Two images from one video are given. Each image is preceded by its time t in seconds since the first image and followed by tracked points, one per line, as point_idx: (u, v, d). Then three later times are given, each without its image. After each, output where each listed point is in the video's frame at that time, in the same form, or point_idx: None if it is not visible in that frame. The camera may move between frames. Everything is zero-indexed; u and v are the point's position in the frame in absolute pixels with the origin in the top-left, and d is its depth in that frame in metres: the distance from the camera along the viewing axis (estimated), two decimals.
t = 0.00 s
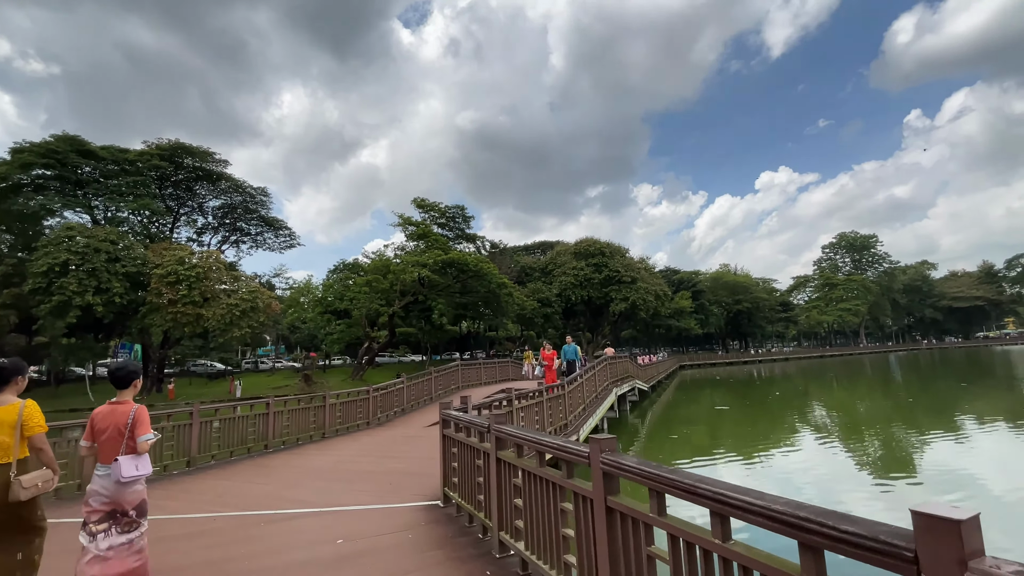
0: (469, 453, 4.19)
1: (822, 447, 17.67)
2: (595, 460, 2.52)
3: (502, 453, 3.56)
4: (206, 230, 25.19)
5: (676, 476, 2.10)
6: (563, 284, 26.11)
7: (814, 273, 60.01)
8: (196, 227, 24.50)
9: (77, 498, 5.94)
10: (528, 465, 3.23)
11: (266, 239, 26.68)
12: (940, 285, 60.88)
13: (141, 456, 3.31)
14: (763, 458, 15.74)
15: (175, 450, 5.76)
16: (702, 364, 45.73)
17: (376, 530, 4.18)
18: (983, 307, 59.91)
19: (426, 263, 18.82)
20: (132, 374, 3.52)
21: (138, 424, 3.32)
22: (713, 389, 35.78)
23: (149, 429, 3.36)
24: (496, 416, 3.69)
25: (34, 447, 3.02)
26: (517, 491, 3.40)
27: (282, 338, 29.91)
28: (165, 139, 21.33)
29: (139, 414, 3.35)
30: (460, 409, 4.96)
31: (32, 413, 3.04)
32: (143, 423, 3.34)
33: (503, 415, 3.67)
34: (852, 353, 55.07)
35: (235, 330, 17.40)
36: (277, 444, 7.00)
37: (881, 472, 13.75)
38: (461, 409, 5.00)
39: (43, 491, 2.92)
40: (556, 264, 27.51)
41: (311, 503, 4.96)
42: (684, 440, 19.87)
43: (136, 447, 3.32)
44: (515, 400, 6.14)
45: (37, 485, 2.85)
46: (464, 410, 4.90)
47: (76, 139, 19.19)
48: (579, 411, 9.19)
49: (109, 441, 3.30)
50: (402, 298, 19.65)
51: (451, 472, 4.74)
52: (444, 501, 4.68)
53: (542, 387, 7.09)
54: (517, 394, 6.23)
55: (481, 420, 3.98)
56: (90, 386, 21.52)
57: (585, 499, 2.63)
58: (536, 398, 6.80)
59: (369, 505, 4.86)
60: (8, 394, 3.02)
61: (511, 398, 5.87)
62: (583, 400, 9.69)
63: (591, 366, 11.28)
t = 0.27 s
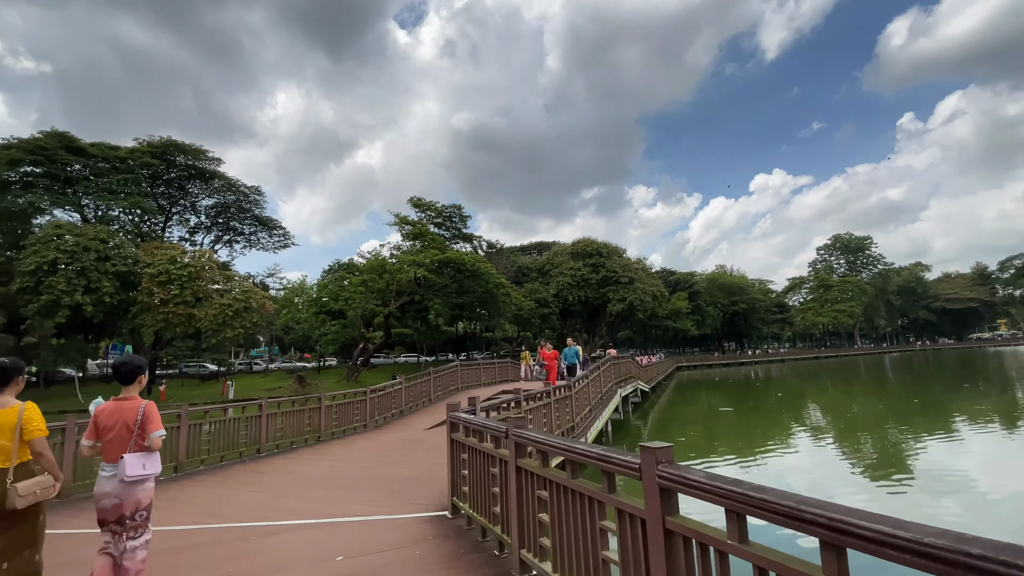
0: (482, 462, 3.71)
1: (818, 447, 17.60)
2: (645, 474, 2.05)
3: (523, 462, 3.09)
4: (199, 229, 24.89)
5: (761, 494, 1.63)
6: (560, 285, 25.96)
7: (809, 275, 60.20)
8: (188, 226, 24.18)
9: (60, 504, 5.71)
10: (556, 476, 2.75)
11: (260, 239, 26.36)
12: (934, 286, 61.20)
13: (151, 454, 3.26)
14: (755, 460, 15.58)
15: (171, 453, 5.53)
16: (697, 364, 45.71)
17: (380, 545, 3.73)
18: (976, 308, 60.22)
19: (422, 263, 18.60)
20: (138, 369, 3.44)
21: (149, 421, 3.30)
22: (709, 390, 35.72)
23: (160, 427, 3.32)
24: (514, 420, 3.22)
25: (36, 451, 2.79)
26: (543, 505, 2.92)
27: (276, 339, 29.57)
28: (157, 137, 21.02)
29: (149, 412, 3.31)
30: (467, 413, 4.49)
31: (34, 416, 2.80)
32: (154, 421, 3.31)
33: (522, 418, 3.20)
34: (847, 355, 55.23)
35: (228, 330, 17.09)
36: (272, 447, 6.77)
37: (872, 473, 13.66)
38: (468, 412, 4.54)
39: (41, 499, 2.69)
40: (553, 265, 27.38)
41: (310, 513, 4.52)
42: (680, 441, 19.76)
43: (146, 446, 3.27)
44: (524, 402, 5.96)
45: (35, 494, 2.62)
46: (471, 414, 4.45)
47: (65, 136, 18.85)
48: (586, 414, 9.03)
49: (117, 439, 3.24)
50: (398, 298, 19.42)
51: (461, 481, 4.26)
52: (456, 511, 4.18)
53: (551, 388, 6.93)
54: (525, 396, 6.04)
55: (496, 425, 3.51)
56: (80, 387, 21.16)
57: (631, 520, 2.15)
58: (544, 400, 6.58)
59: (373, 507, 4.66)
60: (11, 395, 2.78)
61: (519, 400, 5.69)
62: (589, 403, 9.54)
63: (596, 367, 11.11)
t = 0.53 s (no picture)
0: (489, 477, 3.24)
1: (815, 450, 17.53)
2: (707, 507, 1.59)
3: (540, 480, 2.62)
4: (190, 229, 24.58)
5: (890, 545, 1.17)
6: (556, 286, 25.82)
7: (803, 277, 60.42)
8: (180, 225, 23.87)
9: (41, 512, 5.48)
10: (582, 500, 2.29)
11: (253, 238, 26.04)
12: (926, 289, 61.59)
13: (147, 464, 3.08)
14: (751, 462, 15.49)
15: (159, 461, 5.28)
16: (692, 367, 45.69)
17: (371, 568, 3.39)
18: (968, 311, 60.66)
19: (418, 263, 18.37)
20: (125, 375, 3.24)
21: (143, 431, 3.12)
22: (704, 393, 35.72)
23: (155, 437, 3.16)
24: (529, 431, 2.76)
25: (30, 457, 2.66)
26: (566, 532, 2.45)
27: (269, 340, 29.23)
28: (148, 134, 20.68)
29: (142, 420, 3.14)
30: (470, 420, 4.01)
31: (32, 418, 2.69)
32: (148, 426, 3.13)
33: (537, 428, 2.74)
34: (841, 357, 55.45)
35: (219, 331, 16.79)
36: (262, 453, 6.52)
37: (868, 475, 13.59)
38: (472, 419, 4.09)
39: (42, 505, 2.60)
40: (550, 266, 27.22)
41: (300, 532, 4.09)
42: (676, 443, 19.62)
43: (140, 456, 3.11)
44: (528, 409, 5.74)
45: (39, 498, 2.55)
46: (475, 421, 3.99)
47: (54, 133, 18.49)
48: (589, 419, 8.84)
49: (108, 451, 3.04)
50: (393, 299, 19.20)
51: (464, 496, 3.80)
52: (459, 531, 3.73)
53: (555, 394, 6.75)
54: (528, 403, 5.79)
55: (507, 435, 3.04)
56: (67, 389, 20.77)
57: (686, 561, 1.69)
58: (548, 405, 6.41)
59: (368, 519, 4.45)
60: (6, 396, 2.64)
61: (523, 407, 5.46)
62: (591, 407, 9.33)
63: (598, 371, 10.91)
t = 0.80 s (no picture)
0: (502, 495, 2.84)
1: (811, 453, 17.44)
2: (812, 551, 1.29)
3: (570, 503, 2.23)
4: (182, 228, 24.25)
5: None
6: (552, 288, 25.65)
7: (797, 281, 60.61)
8: (171, 225, 23.56)
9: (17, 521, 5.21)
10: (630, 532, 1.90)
11: (245, 238, 25.69)
12: (919, 293, 61.97)
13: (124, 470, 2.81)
14: (744, 464, 15.29)
15: (139, 468, 4.98)
16: (688, 370, 45.64)
17: None
18: (960, 315, 61.06)
19: (413, 264, 18.13)
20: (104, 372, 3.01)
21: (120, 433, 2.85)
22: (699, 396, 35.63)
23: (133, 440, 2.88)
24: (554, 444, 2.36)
25: None
26: (599, 565, 2.09)
27: (261, 341, 28.84)
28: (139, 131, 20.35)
29: (119, 422, 2.87)
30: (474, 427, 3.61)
31: None
32: (125, 428, 2.86)
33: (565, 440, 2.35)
34: (834, 361, 55.61)
35: (209, 332, 16.46)
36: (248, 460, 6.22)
37: (863, 479, 13.43)
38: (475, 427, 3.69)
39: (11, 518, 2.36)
40: (546, 268, 27.05)
41: (289, 549, 3.70)
42: (672, 447, 19.45)
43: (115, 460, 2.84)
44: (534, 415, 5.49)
45: (8, 510, 2.31)
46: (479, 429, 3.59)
47: (42, 128, 18.13)
48: (593, 424, 8.63)
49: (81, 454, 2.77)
50: (387, 300, 18.94)
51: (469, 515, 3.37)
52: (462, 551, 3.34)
53: (560, 397, 6.56)
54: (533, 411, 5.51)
55: (525, 447, 2.64)
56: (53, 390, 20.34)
57: None
58: (555, 410, 6.23)
59: (361, 521, 4.30)
60: None
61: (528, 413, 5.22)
62: (595, 411, 9.12)
63: (601, 374, 10.68)
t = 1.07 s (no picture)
0: (525, 520, 2.36)
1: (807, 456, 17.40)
2: None
3: (615, 532, 1.72)
4: (173, 227, 23.91)
5: None
6: (548, 290, 25.48)
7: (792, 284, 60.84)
8: (162, 223, 23.26)
9: None
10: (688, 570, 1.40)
11: (238, 237, 25.32)
12: (911, 297, 62.41)
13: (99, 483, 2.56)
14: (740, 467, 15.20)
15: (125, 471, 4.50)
16: (683, 372, 45.64)
17: None
18: (952, 319, 61.51)
19: (408, 264, 17.88)
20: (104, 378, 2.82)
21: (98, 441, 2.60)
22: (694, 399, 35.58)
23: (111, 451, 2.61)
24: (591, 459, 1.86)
25: None
26: None
27: (253, 342, 28.45)
28: (129, 127, 20.00)
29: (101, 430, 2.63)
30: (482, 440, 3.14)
31: None
32: (105, 437, 2.61)
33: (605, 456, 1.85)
34: (828, 364, 55.82)
35: (199, 331, 16.12)
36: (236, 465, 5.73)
37: (859, 481, 13.34)
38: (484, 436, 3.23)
39: None
40: (542, 269, 26.89)
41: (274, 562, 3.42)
42: (667, 449, 19.32)
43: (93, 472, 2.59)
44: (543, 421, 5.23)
45: None
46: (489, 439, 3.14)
47: (30, 123, 17.76)
48: (599, 429, 8.40)
49: (56, 462, 2.56)
50: (382, 300, 18.68)
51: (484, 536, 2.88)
52: None
53: (568, 401, 6.32)
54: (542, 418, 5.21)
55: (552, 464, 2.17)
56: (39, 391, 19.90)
57: None
58: (564, 413, 5.99)
59: (347, 511, 4.07)
60: None
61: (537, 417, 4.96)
62: (600, 415, 8.90)
63: (605, 378, 10.47)
